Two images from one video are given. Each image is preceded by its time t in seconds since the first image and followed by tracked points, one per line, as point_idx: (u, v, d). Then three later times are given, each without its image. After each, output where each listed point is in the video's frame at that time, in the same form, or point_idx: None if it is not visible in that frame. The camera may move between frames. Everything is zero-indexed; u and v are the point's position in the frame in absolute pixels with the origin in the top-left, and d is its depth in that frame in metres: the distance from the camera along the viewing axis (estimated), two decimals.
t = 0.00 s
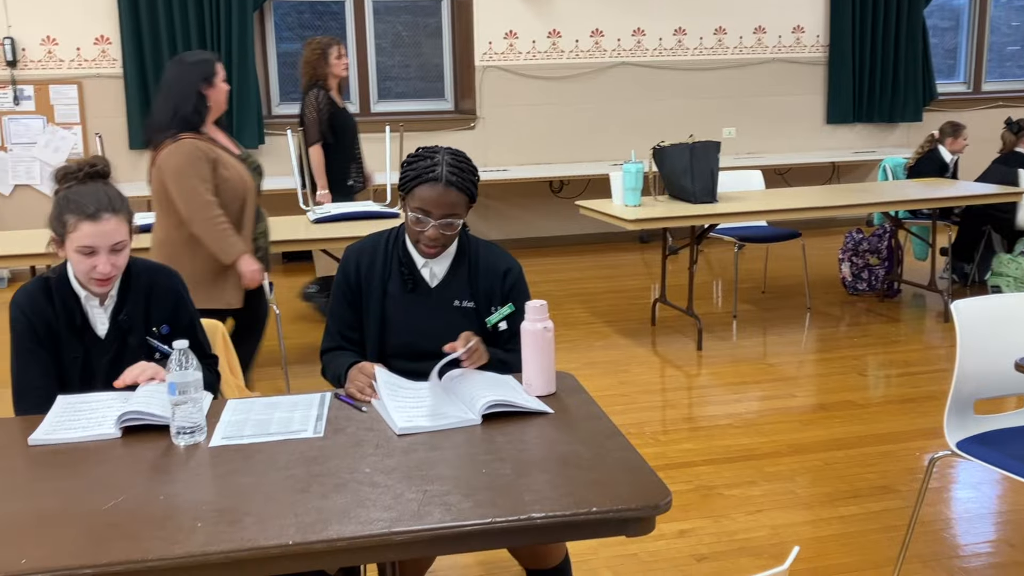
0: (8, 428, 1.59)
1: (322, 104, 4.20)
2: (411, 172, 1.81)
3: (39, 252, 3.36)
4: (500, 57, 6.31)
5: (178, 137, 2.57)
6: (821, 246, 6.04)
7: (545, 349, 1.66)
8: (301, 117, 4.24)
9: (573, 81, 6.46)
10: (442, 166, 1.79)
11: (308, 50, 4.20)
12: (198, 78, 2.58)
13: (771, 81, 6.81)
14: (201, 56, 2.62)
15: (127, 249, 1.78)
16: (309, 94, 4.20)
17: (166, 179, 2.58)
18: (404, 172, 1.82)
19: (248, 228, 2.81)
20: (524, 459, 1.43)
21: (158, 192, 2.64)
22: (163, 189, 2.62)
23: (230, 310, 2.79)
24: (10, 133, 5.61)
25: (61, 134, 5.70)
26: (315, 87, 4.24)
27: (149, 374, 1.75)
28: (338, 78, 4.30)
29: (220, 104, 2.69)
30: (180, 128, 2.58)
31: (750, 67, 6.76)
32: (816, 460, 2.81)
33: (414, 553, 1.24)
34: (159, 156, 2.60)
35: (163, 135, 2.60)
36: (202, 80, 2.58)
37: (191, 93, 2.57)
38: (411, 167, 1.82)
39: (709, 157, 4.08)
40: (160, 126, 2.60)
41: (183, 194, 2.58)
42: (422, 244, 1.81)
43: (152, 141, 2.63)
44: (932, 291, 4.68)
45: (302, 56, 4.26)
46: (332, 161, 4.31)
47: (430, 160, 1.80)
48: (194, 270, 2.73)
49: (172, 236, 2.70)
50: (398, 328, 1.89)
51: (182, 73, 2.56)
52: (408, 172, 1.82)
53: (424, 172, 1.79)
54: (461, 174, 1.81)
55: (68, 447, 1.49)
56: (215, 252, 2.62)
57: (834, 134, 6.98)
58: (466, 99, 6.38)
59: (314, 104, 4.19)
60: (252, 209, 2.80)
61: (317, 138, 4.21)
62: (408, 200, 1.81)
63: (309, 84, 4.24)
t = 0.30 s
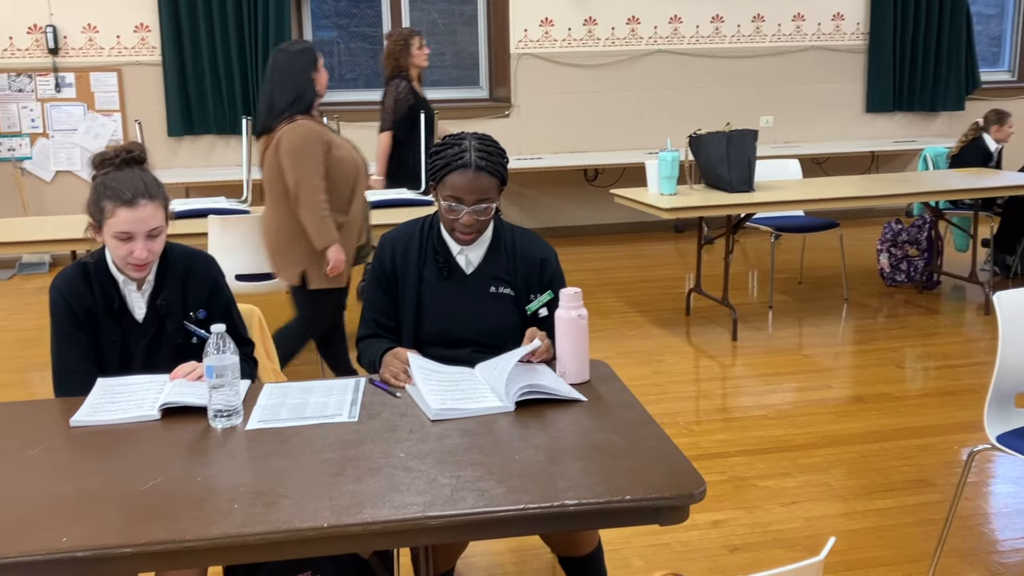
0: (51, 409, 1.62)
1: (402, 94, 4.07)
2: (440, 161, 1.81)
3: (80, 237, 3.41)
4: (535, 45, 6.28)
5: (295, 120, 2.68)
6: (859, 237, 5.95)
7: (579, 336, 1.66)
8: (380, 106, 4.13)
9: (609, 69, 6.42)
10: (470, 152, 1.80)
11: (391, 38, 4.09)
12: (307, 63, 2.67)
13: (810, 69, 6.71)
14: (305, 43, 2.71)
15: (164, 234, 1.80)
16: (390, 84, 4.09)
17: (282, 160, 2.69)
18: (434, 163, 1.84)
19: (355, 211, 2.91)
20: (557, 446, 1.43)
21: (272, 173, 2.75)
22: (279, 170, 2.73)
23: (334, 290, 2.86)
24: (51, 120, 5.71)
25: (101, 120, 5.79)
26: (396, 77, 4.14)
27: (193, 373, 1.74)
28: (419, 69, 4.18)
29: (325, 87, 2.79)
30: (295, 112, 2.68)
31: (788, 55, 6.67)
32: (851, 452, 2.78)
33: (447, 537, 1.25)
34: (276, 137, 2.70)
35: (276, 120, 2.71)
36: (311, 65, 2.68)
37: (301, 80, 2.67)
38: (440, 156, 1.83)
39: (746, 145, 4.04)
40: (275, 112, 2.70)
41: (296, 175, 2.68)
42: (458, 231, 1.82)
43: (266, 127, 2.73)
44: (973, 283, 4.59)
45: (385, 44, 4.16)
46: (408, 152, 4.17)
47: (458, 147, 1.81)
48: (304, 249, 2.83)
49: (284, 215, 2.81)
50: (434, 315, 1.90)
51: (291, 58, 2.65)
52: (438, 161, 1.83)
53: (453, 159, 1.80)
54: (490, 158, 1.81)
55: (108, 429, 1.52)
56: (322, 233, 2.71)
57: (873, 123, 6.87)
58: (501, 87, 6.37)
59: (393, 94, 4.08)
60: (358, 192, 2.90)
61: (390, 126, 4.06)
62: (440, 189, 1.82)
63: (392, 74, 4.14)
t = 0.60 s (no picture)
0: (93, 391, 1.65)
1: (494, 77, 4.30)
2: (476, 150, 1.83)
3: (122, 222, 3.47)
4: (571, 33, 6.25)
5: (394, 103, 2.72)
6: (899, 228, 5.85)
7: (614, 325, 1.65)
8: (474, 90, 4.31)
9: (645, 57, 6.37)
10: (507, 140, 1.80)
11: (480, 23, 4.42)
12: (407, 48, 2.78)
13: (850, 57, 6.60)
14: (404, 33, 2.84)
15: (202, 220, 1.82)
16: (481, 67, 4.31)
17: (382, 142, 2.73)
18: (470, 152, 1.85)
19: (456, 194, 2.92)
20: (592, 436, 1.43)
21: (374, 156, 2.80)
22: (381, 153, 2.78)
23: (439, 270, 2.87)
24: (92, 107, 5.81)
25: (140, 108, 5.86)
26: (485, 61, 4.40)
27: (229, 360, 1.75)
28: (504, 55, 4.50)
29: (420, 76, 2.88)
30: (393, 94, 2.75)
31: (828, 43, 6.55)
32: (889, 446, 2.75)
33: (482, 524, 1.25)
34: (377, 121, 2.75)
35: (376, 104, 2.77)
36: (410, 50, 2.79)
37: (401, 64, 2.77)
38: (476, 145, 1.84)
39: (785, 134, 4.00)
40: (373, 95, 2.77)
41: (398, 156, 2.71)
42: (495, 220, 1.82)
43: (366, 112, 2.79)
44: (1017, 276, 4.50)
45: (471, 32, 4.47)
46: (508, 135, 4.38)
47: (494, 136, 1.82)
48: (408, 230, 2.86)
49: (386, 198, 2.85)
50: (469, 303, 1.90)
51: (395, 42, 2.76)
52: (474, 150, 1.83)
53: (490, 148, 1.80)
54: (526, 146, 1.82)
55: (150, 412, 1.54)
56: (425, 209, 2.70)
57: (915, 112, 6.75)
58: (536, 75, 6.34)
59: (487, 75, 4.29)
60: (456, 173, 2.93)
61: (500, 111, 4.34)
62: (476, 177, 1.83)
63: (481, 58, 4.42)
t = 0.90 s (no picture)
0: (135, 376, 1.68)
1: (583, 68, 4.20)
2: (518, 140, 1.82)
3: (163, 210, 3.52)
4: (608, 22, 6.22)
5: (509, 97, 2.92)
6: (940, 221, 5.75)
7: (653, 317, 1.65)
8: (563, 83, 4.19)
9: (683, 47, 6.31)
10: (548, 131, 1.80)
11: (565, 14, 4.19)
12: (513, 37, 2.96)
13: (892, 47, 6.49)
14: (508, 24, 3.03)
15: (243, 209, 1.84)
16: (570, 59, 4.16)
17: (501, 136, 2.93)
18: (511, 142, 1.84)
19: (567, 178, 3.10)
20: (629, 427, 1.43)
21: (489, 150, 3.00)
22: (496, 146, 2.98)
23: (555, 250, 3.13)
24: (133, 96, 5.89)
25: (180, 97, 5.93)
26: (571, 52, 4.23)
27: (268, 347, 1.76)
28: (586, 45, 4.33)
29: (525, 63, 3.07)
30: (507, 85, 2.94)
31: (870, 33, 6.44)
32: (929, 441, 2.71)
33: (519, 513, 1.26)
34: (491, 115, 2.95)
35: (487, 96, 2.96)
36: (517, 38, 2.97)
37: (510, 52, 2.97)
38: (518, 135, 1.83)
39: (824, 124, 3.95)
40: (485, 86, 2.96)
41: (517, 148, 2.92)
42: (533, 212, 1.82)
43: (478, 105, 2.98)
44: None
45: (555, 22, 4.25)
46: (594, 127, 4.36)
47: (536, 127, 1.81)
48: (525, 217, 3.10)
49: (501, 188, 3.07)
50: (505, 294, 1.91)
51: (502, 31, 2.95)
52: (515, 141, 1.83)
53: (532, 139, 1.79)
54: (568, 138, 1.82)
55: (189, 397, 1.56)
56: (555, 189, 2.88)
57: (958, 103, 6.62)
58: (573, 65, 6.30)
59: (577, 68, 4.17)
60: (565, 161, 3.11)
61: (588, 102, 4.27)
62: (517, 168, 1.82)
63: (567, 49, 4.23)
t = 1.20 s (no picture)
0: (174, 364, 1.71)
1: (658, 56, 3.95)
2: (557, 135, 1.81)
3: (201, 202, 3.56)
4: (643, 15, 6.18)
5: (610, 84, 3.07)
6: (980, 217, 5.65)
7: (689, 311, 1.65)
8: (635, 69, 3.98)
9: (718, 40, 6.25)
10: (589, 127, 1.80)
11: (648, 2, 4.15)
12: (602, 25, 3.05)
13: (932, 40, 6.37)
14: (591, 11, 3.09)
15: (281, 202, 1.86)
16: (645, 44, 3.96)
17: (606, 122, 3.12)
18: (549, 136, 1.83)
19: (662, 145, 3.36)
20: (664, 422, 1.42)
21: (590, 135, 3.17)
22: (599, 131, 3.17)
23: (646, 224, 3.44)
24: (170, 88, 5.96)
25: (216, 90, 5.99)
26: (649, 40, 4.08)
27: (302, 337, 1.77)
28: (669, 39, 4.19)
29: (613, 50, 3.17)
30: (602, 74, 3.07)
31: (909, 25, 6.34)
32: (967, 440, 2.67)
33: (555, 506, 1.26)
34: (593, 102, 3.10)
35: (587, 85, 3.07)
36: (606, 27, 3.06)
37: (602, 41, 3.05)
38: (556, 130, 1.83)
39: (862, 118, 3.90)
40: (582, 77, 3.06)
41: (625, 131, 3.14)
42: (571, 207, 1.82)
43: (576, 94, 3.08)
44: None
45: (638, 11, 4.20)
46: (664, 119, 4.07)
47: (576, 122, 1.81)
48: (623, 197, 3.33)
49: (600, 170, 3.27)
50: (539, 288, 1.90)
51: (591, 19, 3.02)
52: (554, 135, 1.82)
53: (573, 134, 1.80)
54: (607, 133, 1.82)
55: (224, 386, 1.58)
56: (667, 162, 3.22)
57: (1000, 97, 6.49)
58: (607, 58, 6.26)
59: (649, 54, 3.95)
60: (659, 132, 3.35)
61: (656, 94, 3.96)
62: (556, 162, 1.81)
63: (645, 37, 4.11)
